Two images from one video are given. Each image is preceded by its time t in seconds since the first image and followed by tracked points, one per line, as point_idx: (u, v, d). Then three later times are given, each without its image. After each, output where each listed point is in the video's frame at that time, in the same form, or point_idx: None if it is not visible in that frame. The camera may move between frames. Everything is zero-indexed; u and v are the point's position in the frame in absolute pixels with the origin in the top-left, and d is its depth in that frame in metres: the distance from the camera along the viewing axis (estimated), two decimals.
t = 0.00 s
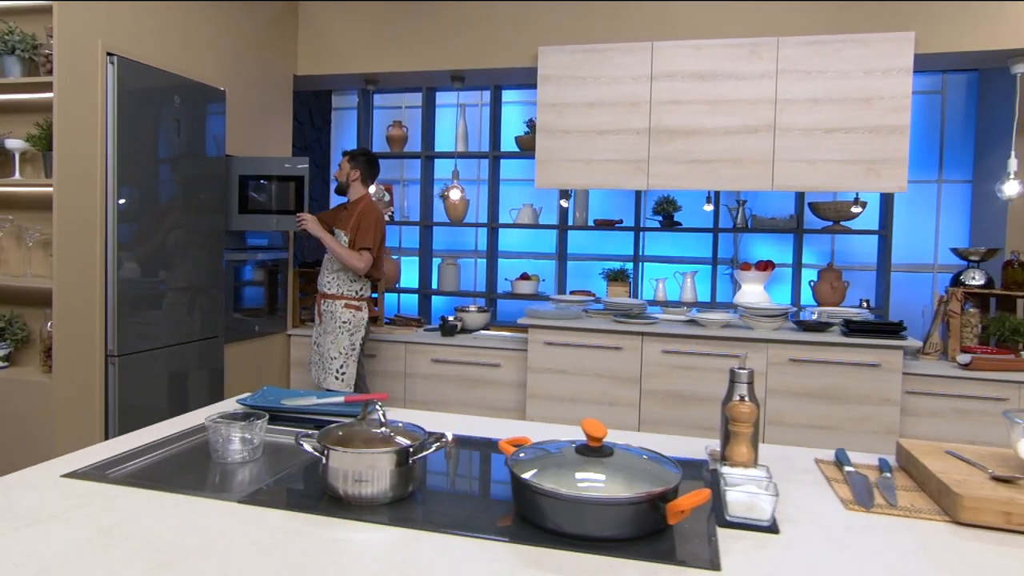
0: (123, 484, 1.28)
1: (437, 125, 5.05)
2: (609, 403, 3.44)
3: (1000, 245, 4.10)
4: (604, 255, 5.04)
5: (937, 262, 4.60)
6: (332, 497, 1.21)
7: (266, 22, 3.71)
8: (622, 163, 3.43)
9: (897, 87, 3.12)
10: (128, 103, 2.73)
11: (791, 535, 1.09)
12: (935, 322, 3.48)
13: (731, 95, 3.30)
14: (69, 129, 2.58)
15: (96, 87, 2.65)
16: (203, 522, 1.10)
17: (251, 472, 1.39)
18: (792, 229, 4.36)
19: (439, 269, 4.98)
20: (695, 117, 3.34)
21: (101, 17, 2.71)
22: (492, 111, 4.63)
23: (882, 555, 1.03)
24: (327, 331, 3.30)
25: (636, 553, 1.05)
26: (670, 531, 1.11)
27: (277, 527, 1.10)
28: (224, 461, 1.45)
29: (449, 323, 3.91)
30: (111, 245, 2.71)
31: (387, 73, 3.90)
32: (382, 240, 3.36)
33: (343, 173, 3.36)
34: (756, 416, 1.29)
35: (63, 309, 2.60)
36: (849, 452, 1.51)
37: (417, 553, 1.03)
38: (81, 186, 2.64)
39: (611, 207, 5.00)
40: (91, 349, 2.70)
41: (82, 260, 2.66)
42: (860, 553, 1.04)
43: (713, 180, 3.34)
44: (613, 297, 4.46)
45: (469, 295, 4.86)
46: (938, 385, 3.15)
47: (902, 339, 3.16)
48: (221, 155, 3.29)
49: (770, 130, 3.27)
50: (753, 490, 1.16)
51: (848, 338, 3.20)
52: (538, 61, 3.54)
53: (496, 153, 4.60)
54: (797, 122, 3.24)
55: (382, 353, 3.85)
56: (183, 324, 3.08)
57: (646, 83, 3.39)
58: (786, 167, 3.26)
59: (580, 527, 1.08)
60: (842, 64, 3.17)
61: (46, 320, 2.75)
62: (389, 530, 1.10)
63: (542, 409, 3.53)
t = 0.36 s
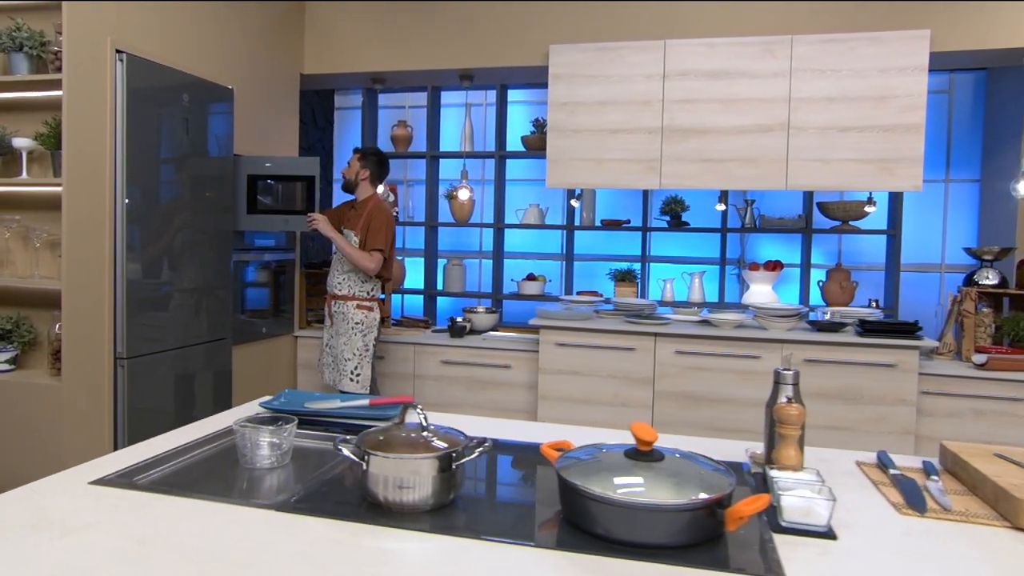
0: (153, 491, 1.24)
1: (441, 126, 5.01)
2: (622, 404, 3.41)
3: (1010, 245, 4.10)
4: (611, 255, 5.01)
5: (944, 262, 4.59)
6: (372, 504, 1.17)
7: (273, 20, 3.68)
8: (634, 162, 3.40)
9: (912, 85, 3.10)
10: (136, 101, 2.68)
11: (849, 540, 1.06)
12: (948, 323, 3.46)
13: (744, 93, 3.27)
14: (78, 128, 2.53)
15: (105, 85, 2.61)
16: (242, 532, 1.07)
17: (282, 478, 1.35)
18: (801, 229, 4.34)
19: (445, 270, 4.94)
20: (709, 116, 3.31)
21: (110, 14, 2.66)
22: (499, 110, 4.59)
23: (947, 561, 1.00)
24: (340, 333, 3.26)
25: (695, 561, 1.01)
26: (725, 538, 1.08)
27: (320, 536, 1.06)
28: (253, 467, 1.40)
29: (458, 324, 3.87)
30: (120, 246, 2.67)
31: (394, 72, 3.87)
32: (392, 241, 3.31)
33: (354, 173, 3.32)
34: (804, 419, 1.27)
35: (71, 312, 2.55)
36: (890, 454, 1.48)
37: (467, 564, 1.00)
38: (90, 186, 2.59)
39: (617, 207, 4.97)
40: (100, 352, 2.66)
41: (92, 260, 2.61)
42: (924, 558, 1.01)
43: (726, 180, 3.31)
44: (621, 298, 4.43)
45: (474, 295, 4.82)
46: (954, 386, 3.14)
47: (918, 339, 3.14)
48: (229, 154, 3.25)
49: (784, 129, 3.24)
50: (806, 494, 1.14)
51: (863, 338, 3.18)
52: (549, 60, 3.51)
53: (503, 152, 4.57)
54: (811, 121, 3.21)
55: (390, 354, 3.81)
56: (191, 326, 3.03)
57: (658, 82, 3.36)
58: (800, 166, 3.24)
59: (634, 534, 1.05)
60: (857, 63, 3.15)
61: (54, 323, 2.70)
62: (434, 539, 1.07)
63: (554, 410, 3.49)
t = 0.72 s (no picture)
0: (192, 495, 1.20)
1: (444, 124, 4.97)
2: (633, 405, 3.39)
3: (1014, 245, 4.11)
4: (614, 254, 4.99)
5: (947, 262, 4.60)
6: (425, 507, 1.14)
7: (279, 16, 3.63)
8: (645, 161, 3.39)
9: (925, 85, 3.10)
10: (145, 97, 2.63)
11: (918, 543, 1.04)
12: (958, 322, 3.47)
13: (756, 92, 3.26)
14: (87, 123, 2.47)
15: (114, 79, 2.55)
16: (295, 539, 1.03)
17: (322, 483, 1.31)
18: (806, 229, 4.34)
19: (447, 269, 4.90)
20: (720, 115, 3.30)
21: (119, 8, 2.61)
22: (502, 108, 4.56)
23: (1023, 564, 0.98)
24: (347, 333, 3.20)
25: (766, 565, 0.99)
26: (791, 541, 1.06)
27: (375, 543, 1.03)
28: (289, 471, 1.36)
29: (465, 324, 3.84)
30: (129, 245, 2.62)
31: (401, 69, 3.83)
32: (400, 241, 3.23)
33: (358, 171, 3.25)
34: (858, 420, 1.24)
35: (79, 312, 2.50)
36: (934, 455, 1.46)
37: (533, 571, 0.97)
38: (99, 183, 2.54)
39: (619, 207, 4.94)
40: (108, 352, 2.60)
41: (100, 258, 2.56)
42: (998, 561, 0.99)
43: (738, 179, 3.30)
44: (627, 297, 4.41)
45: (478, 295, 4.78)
46: (966, 385, 3.14)
47: (930, 339, 3.14)
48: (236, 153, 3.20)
49: (796, 128, 3.24)
50: (869, 496, 1.11)
51: (876, 338, 3.18)
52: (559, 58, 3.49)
53: (506, 152, 4.53)
54: (823, 120, 3.21)
55: (397, 355, 3.77)
56: (197, 326, 2.97)
57: (670, 80, 3.34)
58: (812, 166, 3.23)
59: (701, 538, 1.02)
60: (869, 62, 3.15)
61: (61, 323, 2.65)
62: (494, 545, 1.04)
63: (564, 411, 3.47)
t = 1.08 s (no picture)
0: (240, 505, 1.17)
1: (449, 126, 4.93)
2: (646, 408, 3.38)
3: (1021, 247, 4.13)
4: (620, 257, 4.97)
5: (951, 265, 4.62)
6: (484, 517, 1.11)
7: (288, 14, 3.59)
8: (659, 163, 3.37)
9: (940, 88, 3.10)
10: (159, 96, 2.57)
11: (994, 553, 1.02)
12: (970, 325, 3.49)
13: (771, 94, 3.26)
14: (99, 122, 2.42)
15: (127, 78, 2.49)
16: (356, 552, 1.00)
17: (368, 490, 1.28)
18: (813, 231, 4.34)
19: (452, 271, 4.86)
20: (735, 117, 3.29)
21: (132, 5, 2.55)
22: (509, 110, 4.52)
23: None
24: (360, 336, 3.17)
25: None
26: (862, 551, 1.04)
27: (440, 555, 1.00)
28: (331, 480, 1.33)
29: (474, 326, 3.81)
30: (140, 246, 2.55)
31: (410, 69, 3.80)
32: (413, 246, 3.17)
33: (371, 173, 3.21)
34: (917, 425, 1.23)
35: (92, 315, 2.46)
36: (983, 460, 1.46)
37: None
38: (110, 183, 2.48)
39: (624, 209, 4.91)
40: (119, 357, 2.54)
41: (111, 261, 2.50)
42: None
43: (752, 181, 3.29)
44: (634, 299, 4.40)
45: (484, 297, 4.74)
46: (979, 388, 3.15)
47: (945, 342, 3.15)
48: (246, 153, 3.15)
49: (810, 130, 3.23)
50: (940, 504, 1.10)
51: (890, 340, 3.17)
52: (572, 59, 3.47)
53: (513, 154, 4.50)
54: (837, 122, 3.20)
55: (407, 358, 3.73)
56: (206, 330, 2.89)
57: (683, 82, 3.33)
58: (827, 168, 3.22)
59: (775, 549, 1.00)
60: (884, 64, 3.15)
61: (72, 327, 2.59)
62: (561, 556, 1.01)
63: (577, 414, 3.45)
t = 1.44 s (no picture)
0: (284, 522, 1.11)
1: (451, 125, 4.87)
2: (658, 412, 3.34)
3: None
4: (623, 258, 4.94)
5: (954, 268, 4.64)
6: (546, 533, 1.07)
7: (293, 11, 3.52)
8: (671, 164, 3.34)
9: (955, 90, 3.09)
10: (168, 94, 2.51)
11: None
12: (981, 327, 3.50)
13: (785, 96, 3.23)
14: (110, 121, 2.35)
15: (136, 75, 2.43)
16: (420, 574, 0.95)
17: (415, 506, 1.22)
18: (819, 234, 4.33)
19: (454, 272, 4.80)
20: (748, 118, 3.26)
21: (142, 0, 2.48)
22: (513, 110, 4.48)
23: None
24: (372, 340, 3.12)
25: None
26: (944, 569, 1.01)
27: None
28: (374, 494, 1.27)
29: (482, 329, 3.76)
30: (149, 248, 2.49)
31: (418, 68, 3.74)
32: (426, 248, 3.13)
33: (382, 173, 3.15)
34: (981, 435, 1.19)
35: (99, 317, 2.37)
36: None
37: None
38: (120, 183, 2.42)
39: (628, 211, 4.89)
40: (127, 361, 2.47)
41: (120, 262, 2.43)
42: None
43: (766, 183, 3.26)
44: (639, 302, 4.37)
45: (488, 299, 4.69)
46: (993, 391, 3.16)
47: (959, 345, 3.14)
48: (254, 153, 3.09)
49: (825, 132, 3.21)
50: (1020, 520, 1.07)
51: (905, 343, 3.16)
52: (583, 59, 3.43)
53: (517, 154, 4.45)
54: (852, 124, 3.18)
55: (414, 361, 3.68)
56: (213, 333, 2.83)
57: (697, 83, 3.30)
58: (841, 170, 3.20)
59: (856, 569, 0.96)
60: (898, 66, 3.14)
61: (77, 330, 2.51)
62: None
63: (588, 418, 3.41)
